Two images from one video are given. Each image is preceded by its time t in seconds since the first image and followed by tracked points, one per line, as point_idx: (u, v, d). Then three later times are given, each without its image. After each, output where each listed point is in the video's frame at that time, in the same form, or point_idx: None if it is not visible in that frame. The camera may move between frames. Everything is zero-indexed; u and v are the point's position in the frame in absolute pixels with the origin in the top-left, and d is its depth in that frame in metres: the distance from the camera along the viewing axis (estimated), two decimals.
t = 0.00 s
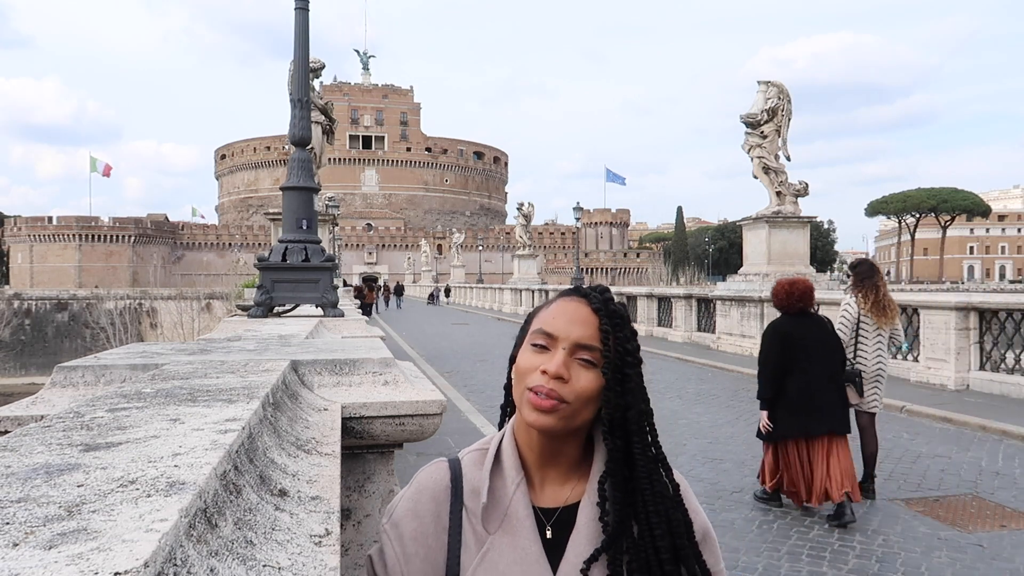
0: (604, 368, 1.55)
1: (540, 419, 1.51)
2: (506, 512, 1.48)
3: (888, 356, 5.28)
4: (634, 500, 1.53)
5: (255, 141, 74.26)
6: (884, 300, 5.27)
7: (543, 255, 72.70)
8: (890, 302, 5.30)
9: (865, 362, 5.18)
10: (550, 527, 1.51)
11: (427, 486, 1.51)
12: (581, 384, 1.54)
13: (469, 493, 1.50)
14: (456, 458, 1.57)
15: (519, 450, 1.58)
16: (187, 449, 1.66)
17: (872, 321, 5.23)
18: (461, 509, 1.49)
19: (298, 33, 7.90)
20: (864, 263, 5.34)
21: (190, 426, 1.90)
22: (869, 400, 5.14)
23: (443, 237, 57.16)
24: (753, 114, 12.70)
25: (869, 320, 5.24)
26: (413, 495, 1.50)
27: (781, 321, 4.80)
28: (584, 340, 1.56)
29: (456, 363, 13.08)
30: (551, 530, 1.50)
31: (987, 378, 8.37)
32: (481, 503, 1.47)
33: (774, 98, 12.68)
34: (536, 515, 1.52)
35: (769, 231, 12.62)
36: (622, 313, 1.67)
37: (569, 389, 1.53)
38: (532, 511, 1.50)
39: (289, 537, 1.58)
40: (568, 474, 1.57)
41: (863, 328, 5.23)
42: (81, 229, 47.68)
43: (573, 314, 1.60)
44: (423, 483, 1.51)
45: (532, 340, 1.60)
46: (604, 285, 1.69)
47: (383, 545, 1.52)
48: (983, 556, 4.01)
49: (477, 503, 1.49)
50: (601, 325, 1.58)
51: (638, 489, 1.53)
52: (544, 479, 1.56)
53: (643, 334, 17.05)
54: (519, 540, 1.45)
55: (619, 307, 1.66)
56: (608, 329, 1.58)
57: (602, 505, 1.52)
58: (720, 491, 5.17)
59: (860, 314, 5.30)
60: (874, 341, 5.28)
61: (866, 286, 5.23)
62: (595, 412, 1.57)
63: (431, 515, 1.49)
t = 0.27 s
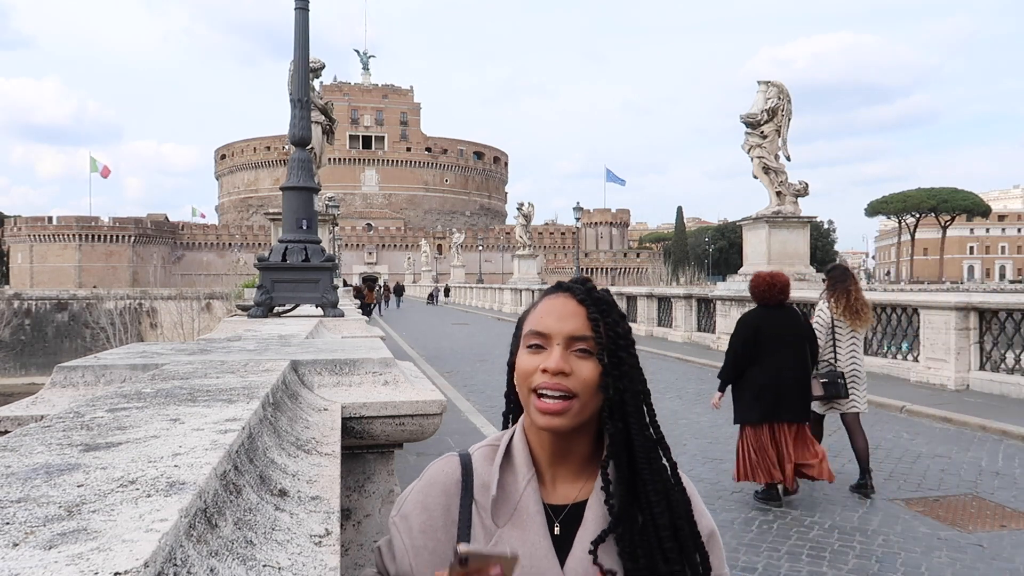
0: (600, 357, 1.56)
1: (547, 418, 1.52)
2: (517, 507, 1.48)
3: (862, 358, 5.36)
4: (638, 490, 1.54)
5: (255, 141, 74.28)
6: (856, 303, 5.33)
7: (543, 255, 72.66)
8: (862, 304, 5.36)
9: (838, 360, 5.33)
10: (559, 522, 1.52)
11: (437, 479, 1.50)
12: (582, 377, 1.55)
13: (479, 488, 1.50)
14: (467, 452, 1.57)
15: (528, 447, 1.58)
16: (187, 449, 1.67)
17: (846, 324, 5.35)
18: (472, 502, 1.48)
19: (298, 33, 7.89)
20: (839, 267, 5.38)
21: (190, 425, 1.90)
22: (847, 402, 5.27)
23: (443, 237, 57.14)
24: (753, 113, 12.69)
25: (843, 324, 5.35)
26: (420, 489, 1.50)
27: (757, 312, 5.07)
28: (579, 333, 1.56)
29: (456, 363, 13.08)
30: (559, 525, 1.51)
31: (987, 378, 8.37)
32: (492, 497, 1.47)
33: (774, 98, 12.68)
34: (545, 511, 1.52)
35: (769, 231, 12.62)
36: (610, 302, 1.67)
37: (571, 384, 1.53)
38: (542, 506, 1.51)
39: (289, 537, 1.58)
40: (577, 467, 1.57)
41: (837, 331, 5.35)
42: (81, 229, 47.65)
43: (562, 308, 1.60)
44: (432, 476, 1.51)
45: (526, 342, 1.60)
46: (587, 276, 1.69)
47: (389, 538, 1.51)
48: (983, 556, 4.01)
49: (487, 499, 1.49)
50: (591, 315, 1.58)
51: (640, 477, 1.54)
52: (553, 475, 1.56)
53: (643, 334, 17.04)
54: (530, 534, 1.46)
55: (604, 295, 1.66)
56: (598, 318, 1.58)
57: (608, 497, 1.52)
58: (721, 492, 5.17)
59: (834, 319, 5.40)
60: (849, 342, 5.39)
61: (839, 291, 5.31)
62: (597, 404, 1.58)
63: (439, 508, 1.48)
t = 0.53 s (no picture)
0: (593, 352, 1.54)
1: (551, 420, 1.52)
2: (527, 504, 1.49)
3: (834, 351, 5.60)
4: (641, 481, 1.54)
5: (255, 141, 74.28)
6: (830, 297, 5.59)
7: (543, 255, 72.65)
8: (836, 300, 5.60)
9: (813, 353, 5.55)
10: (569, 520, 1.52)
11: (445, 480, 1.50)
12: (577, 375, 1.54)
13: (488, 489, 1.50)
14: (475, 452, 1.57)
15: (536, 447, 1.58)
16: (187, 448, 1.67)
17: (820, 319, 5.57)
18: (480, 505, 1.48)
19: (298, 33, 7.89)
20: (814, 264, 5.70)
21: (189, 426, 1.90)
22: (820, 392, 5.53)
23: (443, 237, 57.14)
24: (753, 113, 12.69)
25: (818, 318, 5.58)
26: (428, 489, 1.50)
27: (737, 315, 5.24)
28: (568, 332, 1.56)
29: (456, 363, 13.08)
30: (568, 525, 1.50)
31: (987, 378, 8.37)
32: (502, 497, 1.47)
33: (774, 98, 12.68)
34: (554, 511, 1.52)
35: (769, 231, 12.62)
36: (594, 295, 1.66)
37: (567, 386, 1.53)
38: (551, 505, 1.51)
39: (289, 537, 1.58)
40: (584, 464, 1.57)
41: (813, 325, 5.58)
42: (81, 229, 47.65)
43: (546, 311, 1.60)
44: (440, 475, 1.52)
45: (518, 348, 1.60)
46: (568, 274, 1.69)
47: (396, 537, 1.52)
48: (983, 556, 4.01)
49: (496, 498, 1.49)
50: (576, 312, 1.57)
51: (643, 467, 1.53)
52: (563, 473, 1.56)
53: (643, 334, 17.04)
54: (538, 531, 1.47)
55: (585, 290, 1.66)
56: (584, 314, 1.57)
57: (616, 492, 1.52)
58: (722, 492, 5.17)
59: (809, 314, 5.63)
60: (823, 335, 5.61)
61: (811, 286, 5.57)
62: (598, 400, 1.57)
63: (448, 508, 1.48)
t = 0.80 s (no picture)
0: (589, 352, 1.55)
1: (547, 420, 1.51)
2: (524, 505, 1.48)
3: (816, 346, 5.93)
4: (640, 482, 1.54)
5: (255, 140, 74.23)
6: (807, 293, 5.88)
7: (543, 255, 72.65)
8: (814, 295, 5.88)
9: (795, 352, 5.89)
10: (568, 523, 1.51)
11: (443, 481, 1.50)
12: (577, 374, 1.54)
13: (486, 490, 1.50)
14: (472, 455, 1.56)
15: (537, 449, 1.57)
16: (187, 449, 1.66)
17: (798, 316, 5.87)
18: (478, 505, 1.49)
19: (298, 33, 7.90)
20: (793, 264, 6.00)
21: (190, 426, 1.90)
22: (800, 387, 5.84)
23: (444, 237, 57.13)
24: (753, 113, 12.70)
25: (797, 315, 5.88)
26: (425, 490, 1.50)
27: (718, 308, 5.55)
28: (564, 332, 1.56)
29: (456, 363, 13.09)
30: (567, 529, 1.50)
31: (987, 378, 8.37)
32: (500, 499, 1.47)
33: (774, 98, 12.68)
34: (553, 513, 1.52)
35: (769, 232, 12.63)
36: (591, 294, 1.66)
37: (569, 383, 1.53)
38: (549, 507, 1.51)
39: (289, 537, 1.58)
40: (581, 466, 1.57)
41: (791, 323, 5.89)
42: (81, 229, 47.65)
43: (545, 310, 1.60)
44: (439, 476, 1.51)
45: (516, 349, 1.60)
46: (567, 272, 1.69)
47: (394, 539, 1.51)
48: (983, 556, 4.01)
49: (494, 499, 1.49)
50: (574, 310, 1.58)
51: (642, 470, 1.53)
52: (559, 473, 1.56)
53: (643, 335, 17.04)
54: (536, 534, 1.46)
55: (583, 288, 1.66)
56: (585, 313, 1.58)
57: (613, 496, 1.53)
58: (721, 491, 5.17)
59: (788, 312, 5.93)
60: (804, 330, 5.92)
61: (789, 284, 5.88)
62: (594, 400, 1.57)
63: (445, 508, 1.48)
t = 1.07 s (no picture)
0: (597, 358, 1.56)
1: (548, 421, 1.51)
2: (518, 514, 1.47)
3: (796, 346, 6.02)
4: (639, 491, 1.55)
5: (254, 140, 74.13)
6: (792, 295, 5.97)
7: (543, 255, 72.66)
8: (798, 297, 5.99)
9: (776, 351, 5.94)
10: (563, 530, 1.51)
11: (436, 489, 1.50)
12: (581, 378, 1.55)
13: (479, 497, 1.49)
14: (466, 460, 1.55)
15: (533, 455, 1.57)
16: (188, 448, 1.67)
17: (781, 318, 5.93)
18: (472, 512, 1.48)
19: (298, 33, 7.89)
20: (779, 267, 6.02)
21: (190, 426, 1.90)
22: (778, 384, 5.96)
23: (444, 237, 57.14)
24: (753, 113, 12.70)
25: (779, 317, 5.93)
26: (419, 495, 1.50)
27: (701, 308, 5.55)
28: (574, 333, 1.57)
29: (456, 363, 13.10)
30: (563, 535, 1.50)
31: (987, 378, 8.37)
32: (495, 506, 1.46)
33: (774, 98, 12.68)
34: (548, 520, 1.52)
35: (769, 231, 12.62)
36: (600, 299, 1.67)
37: (572, 387, 1.53)
38: (544, 514, 1.50)
39: (289, 537, 1.58)
40: (576, 474, 1.57)
41: (774, 325, 5.94)
42: (81, 229, 47.62)
43: (553, 311, 1.60)
44: (431, 484, 1.51)
45: (522, 348, 1.59)
46: (576, 276, 1.70)
47: (386, 547, 1.51)
48: (983, 556, 4.01)
49: (488, 508, 1.48)
50: (584, 315, 1.59)
51: (642, 481, 1.54)
52: (554, 479, 1.56)
53: (643, 335, 17.05)
54: (531, 544, 1.45)
55: (593, 294, 1.67)
56: (592, 317, 1.58)
57: (610, 504, 1.53)
58: (722, 492, 5.17)
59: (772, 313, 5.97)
60: (785, 331, 5.98)
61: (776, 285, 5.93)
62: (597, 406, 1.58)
63: (438, 516, 1.48)
